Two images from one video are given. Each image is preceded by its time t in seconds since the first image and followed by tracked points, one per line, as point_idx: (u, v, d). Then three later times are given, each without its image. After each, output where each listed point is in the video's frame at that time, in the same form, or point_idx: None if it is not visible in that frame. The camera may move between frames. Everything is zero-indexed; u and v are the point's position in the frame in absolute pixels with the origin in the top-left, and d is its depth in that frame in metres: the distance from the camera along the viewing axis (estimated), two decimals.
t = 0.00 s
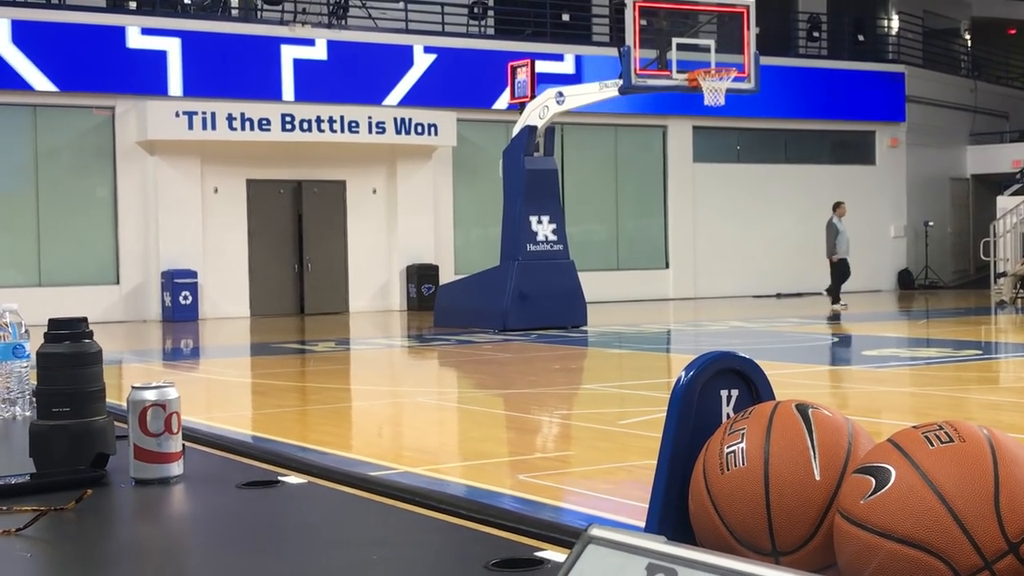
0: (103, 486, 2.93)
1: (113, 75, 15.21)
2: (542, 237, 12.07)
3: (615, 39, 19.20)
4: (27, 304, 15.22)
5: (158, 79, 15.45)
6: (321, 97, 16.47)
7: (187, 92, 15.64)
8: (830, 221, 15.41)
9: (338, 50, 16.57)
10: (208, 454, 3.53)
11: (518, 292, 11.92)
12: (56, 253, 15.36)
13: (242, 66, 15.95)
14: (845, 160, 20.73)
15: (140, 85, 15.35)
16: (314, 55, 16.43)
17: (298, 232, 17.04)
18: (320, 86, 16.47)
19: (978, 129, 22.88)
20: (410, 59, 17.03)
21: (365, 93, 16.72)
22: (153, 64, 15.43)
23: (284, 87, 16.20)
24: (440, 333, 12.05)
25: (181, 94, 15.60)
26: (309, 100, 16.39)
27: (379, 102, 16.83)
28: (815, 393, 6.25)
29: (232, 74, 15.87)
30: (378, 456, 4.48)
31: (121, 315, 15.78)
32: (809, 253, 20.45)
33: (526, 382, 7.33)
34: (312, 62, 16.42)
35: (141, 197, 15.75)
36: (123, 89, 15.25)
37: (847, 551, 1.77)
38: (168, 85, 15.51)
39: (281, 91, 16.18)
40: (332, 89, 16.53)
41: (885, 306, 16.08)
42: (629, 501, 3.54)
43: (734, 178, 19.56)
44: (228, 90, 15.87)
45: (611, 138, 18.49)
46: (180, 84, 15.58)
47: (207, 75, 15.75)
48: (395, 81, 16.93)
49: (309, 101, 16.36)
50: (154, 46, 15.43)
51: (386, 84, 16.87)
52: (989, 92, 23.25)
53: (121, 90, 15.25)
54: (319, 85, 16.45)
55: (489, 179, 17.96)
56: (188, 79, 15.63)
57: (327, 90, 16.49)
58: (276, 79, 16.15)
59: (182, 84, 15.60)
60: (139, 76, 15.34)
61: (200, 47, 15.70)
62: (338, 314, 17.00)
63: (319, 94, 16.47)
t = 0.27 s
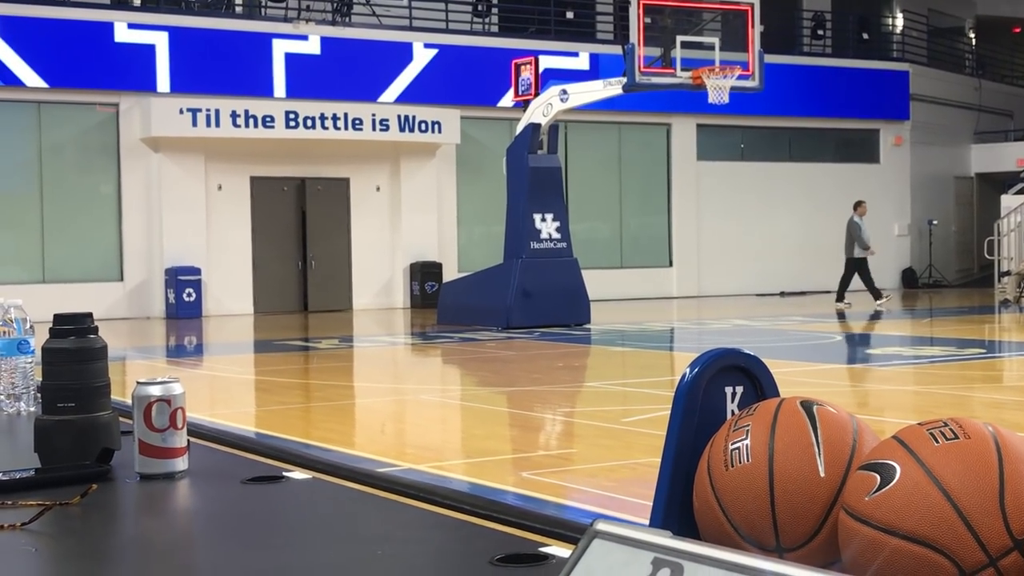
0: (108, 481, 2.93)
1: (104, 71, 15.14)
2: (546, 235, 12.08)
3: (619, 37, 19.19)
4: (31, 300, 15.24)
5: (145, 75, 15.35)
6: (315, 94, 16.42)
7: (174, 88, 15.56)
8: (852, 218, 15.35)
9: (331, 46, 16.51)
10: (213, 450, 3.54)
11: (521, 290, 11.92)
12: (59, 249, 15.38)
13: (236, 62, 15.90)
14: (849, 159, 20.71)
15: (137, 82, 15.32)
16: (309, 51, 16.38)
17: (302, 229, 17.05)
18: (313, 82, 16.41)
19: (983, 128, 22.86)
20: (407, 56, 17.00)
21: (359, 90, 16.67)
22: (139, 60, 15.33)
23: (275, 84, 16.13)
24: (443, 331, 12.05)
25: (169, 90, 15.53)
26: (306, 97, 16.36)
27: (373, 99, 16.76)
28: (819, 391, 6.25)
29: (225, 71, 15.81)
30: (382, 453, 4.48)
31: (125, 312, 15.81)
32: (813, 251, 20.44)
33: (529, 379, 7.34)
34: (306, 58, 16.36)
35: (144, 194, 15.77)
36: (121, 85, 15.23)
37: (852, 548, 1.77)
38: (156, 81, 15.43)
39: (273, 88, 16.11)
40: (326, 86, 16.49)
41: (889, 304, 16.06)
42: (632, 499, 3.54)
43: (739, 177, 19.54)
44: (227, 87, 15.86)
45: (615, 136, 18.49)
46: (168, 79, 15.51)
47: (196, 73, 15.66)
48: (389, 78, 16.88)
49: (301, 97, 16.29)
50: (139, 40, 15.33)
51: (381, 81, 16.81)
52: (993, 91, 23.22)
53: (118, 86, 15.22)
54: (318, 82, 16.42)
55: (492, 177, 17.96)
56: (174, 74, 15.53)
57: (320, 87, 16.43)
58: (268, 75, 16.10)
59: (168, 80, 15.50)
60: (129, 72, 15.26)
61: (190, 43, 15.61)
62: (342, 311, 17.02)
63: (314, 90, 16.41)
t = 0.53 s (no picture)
0: (112, 478, 2.94)
1: (106, 69, 15.14)
2: (549, 232, 12.08)
3: (623, 35, 19.19)
4: (35, 296, 15.26)
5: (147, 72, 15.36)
6: (313, 90, 16.35)
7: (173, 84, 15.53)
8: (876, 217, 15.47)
9: (324, 43, 16.41)
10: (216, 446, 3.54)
11: (525, 287, 11.92)
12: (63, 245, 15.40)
13: (235, 58, 15.82)
14: (853, 157, 20.71)
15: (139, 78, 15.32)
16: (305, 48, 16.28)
17: (306, 226, 17.06)
18: (307, 78, 16.30)
19: (987, 126, 22.83)
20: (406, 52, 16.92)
21: (357, 87, 16.59)
22: (140, 57, 15.33)
23: (270, 81, 16.01)
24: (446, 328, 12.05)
25: (172, 86, 15.52)
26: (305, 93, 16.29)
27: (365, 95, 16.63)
28: (822, 388, 6.25)
29: (222, 66, 15.71)
30: (385, 450, 4.49)
31: (129, 309, 15.84)
32: (816, 249, 20.43)
33: (533, 377, 7.34)
34: (304, 54, 16.27)
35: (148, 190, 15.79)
36: (125, 82, 15.25)
37: (855, 545, 1.77)
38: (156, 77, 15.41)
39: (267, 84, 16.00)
40: (322, 82, 16.38)
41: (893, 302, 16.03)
42: (634, 497, 3.54)
43: (743, 174, 19.53)
44: (229, 82, 15.79)
45: (619, 134, 18.50)
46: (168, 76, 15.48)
47: (194, 69, 15.58)
48: (385, 75, 16.77)
49: (295, 94, 16.19)
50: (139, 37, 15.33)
51: (378, 77, 16.73)
52: (997, 89, 23.19)
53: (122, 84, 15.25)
54: (318, 78, 16.35)
55: (496, 174, 17.95)
56: (174, 71, 15.51)
57: (318, 83, 16.36)
58: (264, 71, 16.00)
59: (167, 76, 15.48)
60: (132, 70, 15.29)
61: (189, 39, 15.57)
62: (345, 308, 17.04)
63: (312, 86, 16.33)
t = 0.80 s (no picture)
0: (113, 476, 2.94)
1: (110, 68, 15.16)
2: (551, 231, 12.08)
3: (625, 34, 19.16)
4: (37, 295, 15.27)
5: (156, 73, 15.41)
6: (312, 89, 16.32)
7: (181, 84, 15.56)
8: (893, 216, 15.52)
9: (313, 40, 16.32)
10: (217, 445, 3.54)
11: (527, 286, 11.92)
12: (65, 244, 15.41)
13: (235, 57, 15.80)
14: (856, 156, 20.69)
15: (143, 78, 15.34)
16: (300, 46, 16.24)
17: (308, 225, 17.06)
18: (300, 78, 16.24)
19: (989, 125, 22.80)
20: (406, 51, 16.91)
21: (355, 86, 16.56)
22: (149, 57, 15.37)
23: (264, 78, 15.95)
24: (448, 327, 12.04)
25: (174, 86, 15.53)
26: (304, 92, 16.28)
27: (349, 92, 16.51)
28: (824, 388, 6.24)
29: (219, 65, 15.68)
30: (387, 449, 4.49)
31: (130, 308, 15.84)
32: (818, 248, 20.42)
33: (535, 376, 7.34)
34: (302, 53, 16.24)
35: (150, 190, 15.79)
36: (129, 81, 15.26)
37: (856, 544, 1.76)
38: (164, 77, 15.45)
39: (259, 83, 15.92)
40: (316, 80, 16.31)
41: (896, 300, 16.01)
42: (636, 496, 3.54)
43: (745, 173, 19.52)
44: (229, 81, 15.75)
45: (620, 133, 18.48)
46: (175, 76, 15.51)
47: (195, 66, 15.59)
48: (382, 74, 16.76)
49: (289, 93, 16.14)
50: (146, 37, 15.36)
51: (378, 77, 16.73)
52: (999, 88, 23.16)
53: (127, 84, 15.27)
54: (318, 77, 16.32)
55: (497, 173, 17.95)
56: (182, 71, 15.53)
57: (316, 83, 16.32)
58: (259, 70, 15.93)
59: (175, 76, 15.51)
60: (136, 69, 15.28)
61: (195, 39, 15.59)
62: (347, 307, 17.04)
63: (307, 85, 16.28)
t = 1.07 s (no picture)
0: (114, 478, 2.94)
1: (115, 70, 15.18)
2: (552, 232, 12.08)
3: (626, 34, 19.17)
4: (38, 296, 15.27)
5: (171, 74, 15.46)
6: (311, 89, 16.33)
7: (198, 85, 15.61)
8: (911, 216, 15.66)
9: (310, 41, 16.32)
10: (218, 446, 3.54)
11: (528, 287, 11.92)
12: (66, 245, 15.41)
13: (235, 58, 15.81)
14: (856, 156, 20.70)
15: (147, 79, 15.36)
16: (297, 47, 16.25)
17: (308, 225, 17.07)
18: (296, 81, 16.24)
19: (989, 125, 22.80)
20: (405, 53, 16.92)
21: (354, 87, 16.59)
22: (167, 58, 15.45)
23: (260, 78, 15.96)
24: (449, 327, 12.05)
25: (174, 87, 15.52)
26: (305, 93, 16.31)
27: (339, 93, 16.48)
28: (825, 388, 6.24)
29: (219, 66, 15.71)
30: (387, 450, 4.49)
31: (131, 309, 15.85)
32: (818, 248, 20.43)
33: (535, 376, 7.35)
34: (300, 54, 16.27)
35: (151, 190, 15.79)
36: (133, 82, 15.28)
37: (856, 545, 1.77)
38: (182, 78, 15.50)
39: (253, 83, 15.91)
40: (313, 82, 16.33)
41: (897, 301, 16.04)
42: (636, 496, 3.54)
43: (745, 173, 19.52)
44: (228, 81, 15.78)
45: (621, 133, 18.48)
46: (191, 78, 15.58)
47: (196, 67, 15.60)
48: (382, 75, 16.78)
49: (286, 94, 16.15)
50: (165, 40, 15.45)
51: (378, 79, 16.77)
52: (1000, 88, 23.15)
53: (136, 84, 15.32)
54: (318, 78, 16.33)
55: (498, 174, 17.95)
56: (198, 73, 15.61)
57: (315, 84, 16.33)
58: (256, 71, 15.94)
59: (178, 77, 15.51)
60: (142, 70, 15.32)
61: (206, 42, 15.66)
62: (348, 307, 17.04)
63: (303, 85, 16.30)
